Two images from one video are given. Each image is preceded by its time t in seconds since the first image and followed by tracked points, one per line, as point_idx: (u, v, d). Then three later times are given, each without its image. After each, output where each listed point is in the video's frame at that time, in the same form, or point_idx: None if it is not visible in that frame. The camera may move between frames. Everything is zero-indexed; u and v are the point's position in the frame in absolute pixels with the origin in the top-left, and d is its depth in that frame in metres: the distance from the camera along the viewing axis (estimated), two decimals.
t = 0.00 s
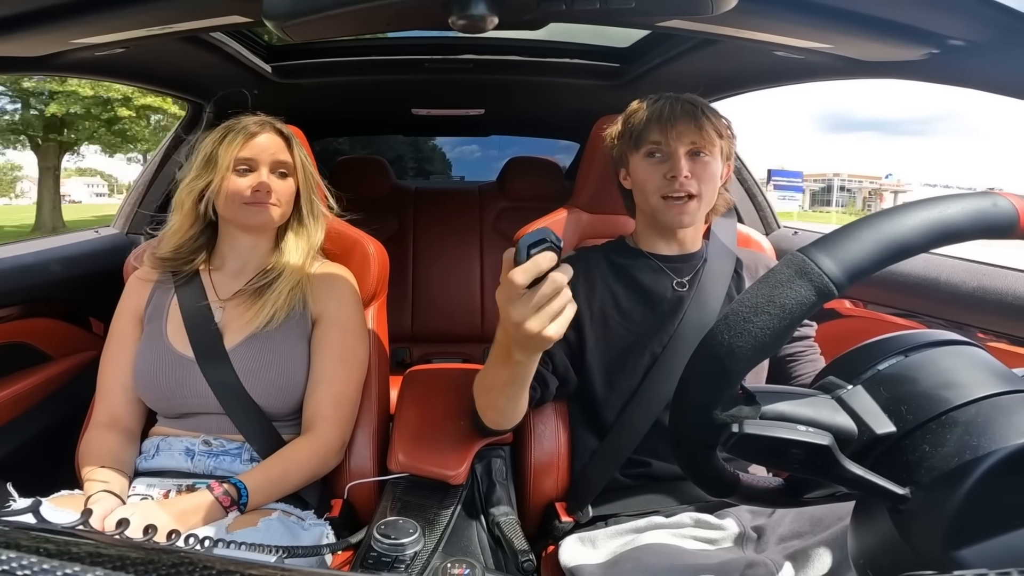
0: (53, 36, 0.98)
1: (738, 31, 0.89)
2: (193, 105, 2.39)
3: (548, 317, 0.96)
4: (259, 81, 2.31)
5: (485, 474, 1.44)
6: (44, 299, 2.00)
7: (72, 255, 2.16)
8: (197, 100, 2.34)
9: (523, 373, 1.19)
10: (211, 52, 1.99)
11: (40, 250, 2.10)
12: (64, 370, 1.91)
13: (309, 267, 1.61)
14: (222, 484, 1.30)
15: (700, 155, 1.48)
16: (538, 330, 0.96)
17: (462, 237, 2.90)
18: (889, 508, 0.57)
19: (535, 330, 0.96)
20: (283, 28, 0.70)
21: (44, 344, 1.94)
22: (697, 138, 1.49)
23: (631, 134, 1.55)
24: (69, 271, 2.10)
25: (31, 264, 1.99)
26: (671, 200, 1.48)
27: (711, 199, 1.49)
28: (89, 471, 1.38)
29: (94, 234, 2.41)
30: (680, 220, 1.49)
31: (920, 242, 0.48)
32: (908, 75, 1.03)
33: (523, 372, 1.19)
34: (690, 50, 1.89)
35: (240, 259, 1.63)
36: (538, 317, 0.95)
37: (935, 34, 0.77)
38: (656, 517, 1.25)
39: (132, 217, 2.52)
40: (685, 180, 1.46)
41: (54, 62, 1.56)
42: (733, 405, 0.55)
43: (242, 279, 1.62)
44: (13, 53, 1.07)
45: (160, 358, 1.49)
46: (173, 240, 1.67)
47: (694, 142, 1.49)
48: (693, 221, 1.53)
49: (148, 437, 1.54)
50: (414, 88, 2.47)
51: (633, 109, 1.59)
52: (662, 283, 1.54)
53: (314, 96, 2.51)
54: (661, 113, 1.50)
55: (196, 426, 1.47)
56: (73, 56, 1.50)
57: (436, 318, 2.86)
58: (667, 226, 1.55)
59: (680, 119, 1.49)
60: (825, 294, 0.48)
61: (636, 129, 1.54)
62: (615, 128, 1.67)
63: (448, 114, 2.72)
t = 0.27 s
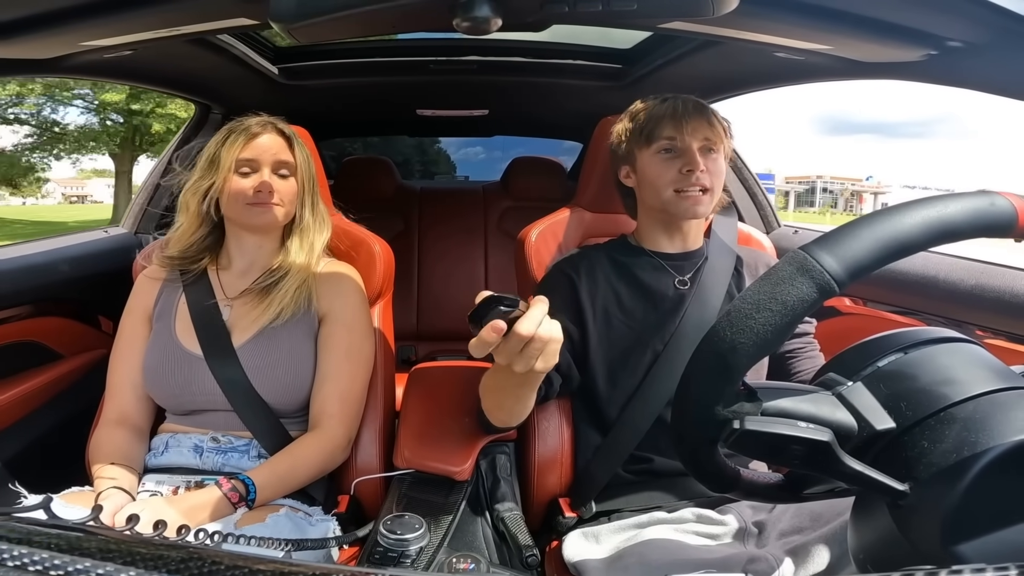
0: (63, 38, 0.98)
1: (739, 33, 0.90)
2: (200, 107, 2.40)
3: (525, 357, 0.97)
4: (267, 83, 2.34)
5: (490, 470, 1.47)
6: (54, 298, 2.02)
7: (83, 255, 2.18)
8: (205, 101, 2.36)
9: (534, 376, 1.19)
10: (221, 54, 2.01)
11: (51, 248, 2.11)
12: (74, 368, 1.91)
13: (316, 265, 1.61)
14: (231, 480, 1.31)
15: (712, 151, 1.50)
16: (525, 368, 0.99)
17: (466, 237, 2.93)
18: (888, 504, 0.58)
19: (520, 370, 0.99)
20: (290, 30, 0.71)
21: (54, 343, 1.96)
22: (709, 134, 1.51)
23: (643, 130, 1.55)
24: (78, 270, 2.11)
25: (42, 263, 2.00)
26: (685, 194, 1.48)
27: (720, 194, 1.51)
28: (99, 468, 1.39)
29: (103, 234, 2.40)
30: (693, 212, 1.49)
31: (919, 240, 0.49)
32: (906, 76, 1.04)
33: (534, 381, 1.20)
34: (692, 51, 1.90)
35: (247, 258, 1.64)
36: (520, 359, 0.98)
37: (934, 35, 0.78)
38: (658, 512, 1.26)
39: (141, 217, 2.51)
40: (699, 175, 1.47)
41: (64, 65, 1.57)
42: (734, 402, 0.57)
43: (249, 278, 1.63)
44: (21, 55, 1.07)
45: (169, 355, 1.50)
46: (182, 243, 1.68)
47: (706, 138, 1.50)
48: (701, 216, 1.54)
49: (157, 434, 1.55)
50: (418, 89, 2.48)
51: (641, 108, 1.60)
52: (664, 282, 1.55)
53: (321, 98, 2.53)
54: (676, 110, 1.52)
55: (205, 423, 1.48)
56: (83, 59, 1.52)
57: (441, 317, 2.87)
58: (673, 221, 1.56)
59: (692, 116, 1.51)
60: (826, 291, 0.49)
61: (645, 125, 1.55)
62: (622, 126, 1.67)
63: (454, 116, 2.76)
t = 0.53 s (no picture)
0: (71, 43, 0.99)
1: (739, 36, 0.91)
2: (208, 110, 2.45)
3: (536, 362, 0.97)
4: (273, 86, 2.36)
5: (494, 467, 1.51)
6: (63, 299, 2.06)
7: (91, 256, 2.22)
8: (212, 104, 2.39)
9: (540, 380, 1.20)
10: (228, 58, 2.03)
11: (63, 250, 2.16)
12: (85, 367, 1.91)
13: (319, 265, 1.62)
14: (239, 479, 1.31)
15: (720, 157, 1.51)
16: (532, 372, 1.00)
17: (469, 237, 2.94)
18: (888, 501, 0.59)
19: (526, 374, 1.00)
20: (296, 34, 0.72)
21: (62, 343, 1.99)
22: (718, 140, 1.51)
23: (650, 132, 1.55)
24: (87, 271, 2.17)
25: (52, 264, 2.04)
26: (693, 197, 1.49)
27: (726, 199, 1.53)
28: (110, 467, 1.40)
29: (112, 236, 2.44)
30: (700, 215, 1.50)
31: (921, 239, 0.50)
32: (904, 79, 1.05)
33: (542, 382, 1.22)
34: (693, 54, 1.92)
35: (252, 258, 1.65)
36: (528, 363, 0.98)
37: (931, 38, 0.78)
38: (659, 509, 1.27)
39: (150, 217, 2.57)
40: (707, 181, 1.49)
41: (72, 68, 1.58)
42: (735, 400, 0.58)
43: (255, 278, 1.64)
44: (31, 60, 1.08)
45: (177, 355, 1.51)
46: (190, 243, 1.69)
47: (715, 144, 1.51)
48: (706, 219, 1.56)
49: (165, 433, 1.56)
50: (422, 92, 2.50)
51: (648, 110, 1.60)
52: (667, 282, 1.56)
53: (326, 100, 2.55)
54: (685, 114, 1.52)
55: (213, 422, 1.49)
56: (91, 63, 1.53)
57: (445, 317, 2.89)
58: (677, 223, 1.58)
59: (701, 120, 1.50)
60: (828, 290, 0.50)
61: (654, 127, 1.54)
62: (629, 128, 1.67)
63: (458, 118, 2.78)
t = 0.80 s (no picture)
0: (78, 48, 1.00)
1: (740, 39, 0.92)
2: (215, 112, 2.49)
3: (562, 353, 0.93)
4: (278, 89, 2.38)
5: (499, 466, 1.50)
6: (73, 300, 2.07)
7: (103, 257, 2.24)
8: (220, 107, 2.43)
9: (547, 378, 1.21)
10: (233, 61, 2.04)
11: (74, 252, 2.18)
12: (94, 368, 1.95)
13: (324, 267, 1.63)
14: (248, 477, 1.32)
15: (720, 157, 1.52)
16: (549, 363, 0.95)
17: (473, 237, 2.95)
18: (888, 497, 0.60)
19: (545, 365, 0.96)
20: (301, 38, 0.73)
21: (72, 344, 1.99)
22: (718, 140, 1.52)
23: (652, 133, 1.56)
24: (97, 272, 2.17)
25: (62, 267, 2.05)
26: (694, 197, 1.50)
27: (726, 199, 1.54)
28: (119, 465, 1.41)
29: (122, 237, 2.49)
30: (702, 216, 1.51)
31: (924, 238, 0.51)
32: (900, 82, 1.06)
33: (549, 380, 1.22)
34: (694, 57, 1.94)
35: (258, 258, 1.65)
36: (551, 352, 0.94)
37: (930, 40, 0.79)
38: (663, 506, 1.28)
39: (158, 220, 2.63)
40: (708, 180, 1.49)
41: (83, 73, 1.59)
42: (740, 394, 0.58)
43: (260, 278, 1.65)
44: (41, 65, 1.09)
45: (185, 355, 1.52)
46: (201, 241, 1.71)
47: (716, 145, 1.52)
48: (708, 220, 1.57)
49: (174, 433, 1.57)
50: (428, 95, 2.52)
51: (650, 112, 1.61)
52: (668, 282, 1.57)
53: (331, 103, 2.56)
54: (686, 115, 1.53)
55: (221, 422, 1.50)
56: (98, 66, 1.54)
57: (451, 317, 2.91)
58: (679, 224, 1.58)
59: (702, 121, 1.52)
60: (833, 286, 0.51)
61: (657, 128, 1.55)
62: (630, 129, 1.68)
63: (462, 120, 2.80)
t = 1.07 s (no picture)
0: (85, 52, 1.02)
1: (740, 43, 0.94)
2: (221, 117, 2.48)
3: (572, 359, 0.94)
4: (284, 93, 2.39)
5: (503, 465, 1.51)
6: (81, 301, 2.09)
7: (108, 261, 2.26)
8: (226, 111, 2.43)
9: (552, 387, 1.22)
10: (238, 65, 2.05)
11: (80, 254, 2.19)
12: (100, 368, 1.94)
13: (329, 268, 1.64)
14: (255, 475, 1.34)
15: (718, 159, 1.53)
16: (555, 367, 0.96)
17: (478, 239, 3.00)
18: (887, 495, 0.61)
19: (551, 369, 0.97)
20: (307, 43, 0.74)
21: (79, 344, 2.03)
22: (716, 143, 1.53)
23: (650, 136, 1.57)
24: (104, 275, 2.20)
25: (70, 269, 2.07)
26: (693, 200, 1.51)
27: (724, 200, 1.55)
28: (125, 464, 1.41)
29: (130, 240, 2.52)
30: (700, 217, 1.52)
31: (923, 238, 0.52)
32: (896, 85, 1.07)
33: (554, 388, 1.23)
34: (694, 60, 1.95)
35: (263, 262, 1.66)
36: (559, 357, 0.95)
37: (926, 44, 0.80)
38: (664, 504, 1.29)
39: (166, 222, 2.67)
40: (707, 181, 1.50)
41: (91, 77, 1.60)
42: (740, 393, 0.59)
43: (265, 280, 1.66)
44: (53, 67, 1.12)
45: (191, 356, 1.53)
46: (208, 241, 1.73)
47: (713, 147, 1.53)
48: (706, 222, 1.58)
49: (181, 432, 1.58)
50: (432, 99, 2.54)
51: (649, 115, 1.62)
52: (669, 283, 1.58)
53: (336, 106, 2.58)
54: (684, 119, 1.53)
55: (227, 421, 1.51)
56: (107, 70, 1.56)
57: (455, 318, 2.93)
58: (678, 225, 1.59)
59: (701, 125, 1.52)
60: (834, 285, 0.52)
61: (655, 130, 1.56)
62: (630, 133, 1.69)
63: (466, 124, 2.82)
